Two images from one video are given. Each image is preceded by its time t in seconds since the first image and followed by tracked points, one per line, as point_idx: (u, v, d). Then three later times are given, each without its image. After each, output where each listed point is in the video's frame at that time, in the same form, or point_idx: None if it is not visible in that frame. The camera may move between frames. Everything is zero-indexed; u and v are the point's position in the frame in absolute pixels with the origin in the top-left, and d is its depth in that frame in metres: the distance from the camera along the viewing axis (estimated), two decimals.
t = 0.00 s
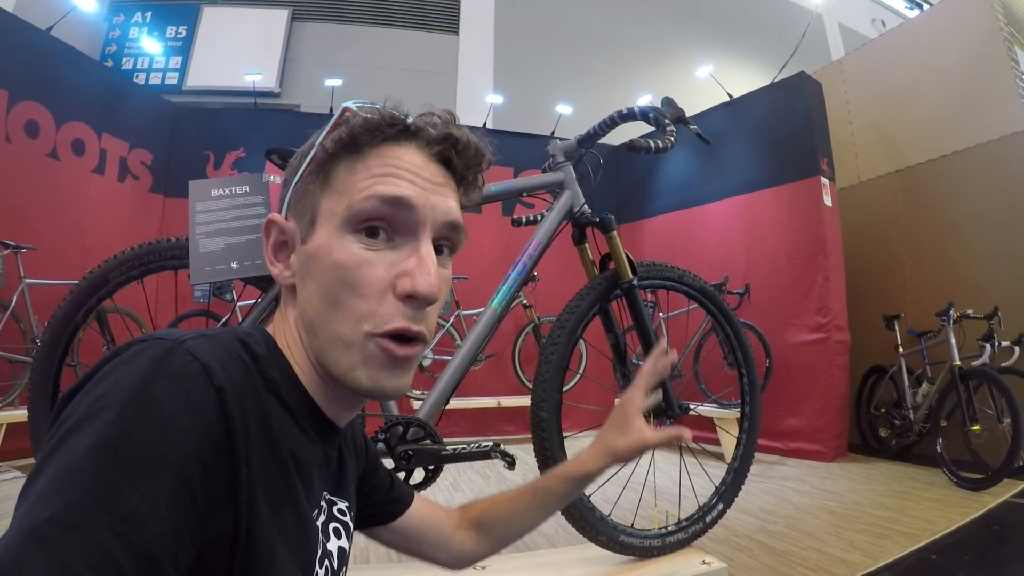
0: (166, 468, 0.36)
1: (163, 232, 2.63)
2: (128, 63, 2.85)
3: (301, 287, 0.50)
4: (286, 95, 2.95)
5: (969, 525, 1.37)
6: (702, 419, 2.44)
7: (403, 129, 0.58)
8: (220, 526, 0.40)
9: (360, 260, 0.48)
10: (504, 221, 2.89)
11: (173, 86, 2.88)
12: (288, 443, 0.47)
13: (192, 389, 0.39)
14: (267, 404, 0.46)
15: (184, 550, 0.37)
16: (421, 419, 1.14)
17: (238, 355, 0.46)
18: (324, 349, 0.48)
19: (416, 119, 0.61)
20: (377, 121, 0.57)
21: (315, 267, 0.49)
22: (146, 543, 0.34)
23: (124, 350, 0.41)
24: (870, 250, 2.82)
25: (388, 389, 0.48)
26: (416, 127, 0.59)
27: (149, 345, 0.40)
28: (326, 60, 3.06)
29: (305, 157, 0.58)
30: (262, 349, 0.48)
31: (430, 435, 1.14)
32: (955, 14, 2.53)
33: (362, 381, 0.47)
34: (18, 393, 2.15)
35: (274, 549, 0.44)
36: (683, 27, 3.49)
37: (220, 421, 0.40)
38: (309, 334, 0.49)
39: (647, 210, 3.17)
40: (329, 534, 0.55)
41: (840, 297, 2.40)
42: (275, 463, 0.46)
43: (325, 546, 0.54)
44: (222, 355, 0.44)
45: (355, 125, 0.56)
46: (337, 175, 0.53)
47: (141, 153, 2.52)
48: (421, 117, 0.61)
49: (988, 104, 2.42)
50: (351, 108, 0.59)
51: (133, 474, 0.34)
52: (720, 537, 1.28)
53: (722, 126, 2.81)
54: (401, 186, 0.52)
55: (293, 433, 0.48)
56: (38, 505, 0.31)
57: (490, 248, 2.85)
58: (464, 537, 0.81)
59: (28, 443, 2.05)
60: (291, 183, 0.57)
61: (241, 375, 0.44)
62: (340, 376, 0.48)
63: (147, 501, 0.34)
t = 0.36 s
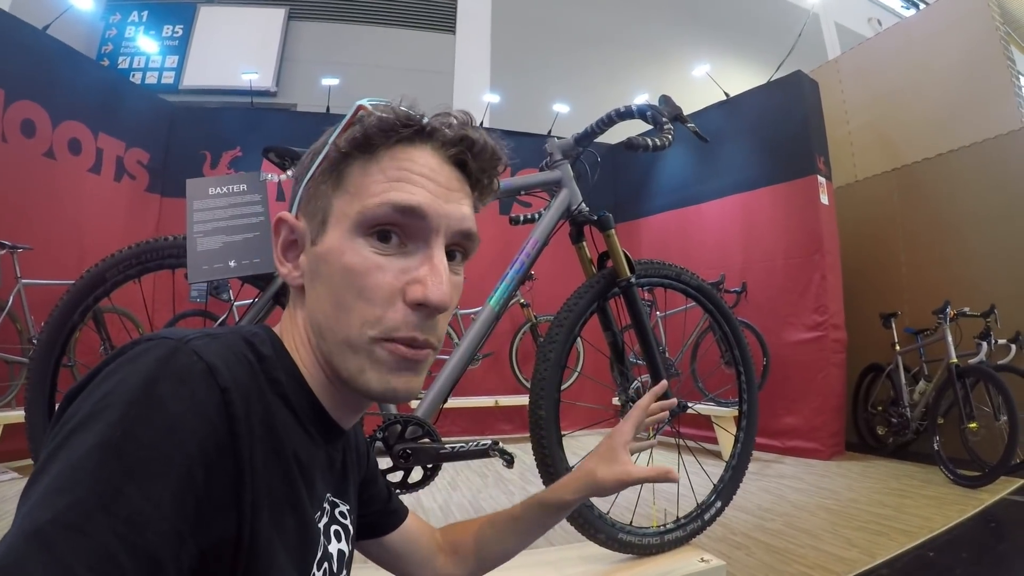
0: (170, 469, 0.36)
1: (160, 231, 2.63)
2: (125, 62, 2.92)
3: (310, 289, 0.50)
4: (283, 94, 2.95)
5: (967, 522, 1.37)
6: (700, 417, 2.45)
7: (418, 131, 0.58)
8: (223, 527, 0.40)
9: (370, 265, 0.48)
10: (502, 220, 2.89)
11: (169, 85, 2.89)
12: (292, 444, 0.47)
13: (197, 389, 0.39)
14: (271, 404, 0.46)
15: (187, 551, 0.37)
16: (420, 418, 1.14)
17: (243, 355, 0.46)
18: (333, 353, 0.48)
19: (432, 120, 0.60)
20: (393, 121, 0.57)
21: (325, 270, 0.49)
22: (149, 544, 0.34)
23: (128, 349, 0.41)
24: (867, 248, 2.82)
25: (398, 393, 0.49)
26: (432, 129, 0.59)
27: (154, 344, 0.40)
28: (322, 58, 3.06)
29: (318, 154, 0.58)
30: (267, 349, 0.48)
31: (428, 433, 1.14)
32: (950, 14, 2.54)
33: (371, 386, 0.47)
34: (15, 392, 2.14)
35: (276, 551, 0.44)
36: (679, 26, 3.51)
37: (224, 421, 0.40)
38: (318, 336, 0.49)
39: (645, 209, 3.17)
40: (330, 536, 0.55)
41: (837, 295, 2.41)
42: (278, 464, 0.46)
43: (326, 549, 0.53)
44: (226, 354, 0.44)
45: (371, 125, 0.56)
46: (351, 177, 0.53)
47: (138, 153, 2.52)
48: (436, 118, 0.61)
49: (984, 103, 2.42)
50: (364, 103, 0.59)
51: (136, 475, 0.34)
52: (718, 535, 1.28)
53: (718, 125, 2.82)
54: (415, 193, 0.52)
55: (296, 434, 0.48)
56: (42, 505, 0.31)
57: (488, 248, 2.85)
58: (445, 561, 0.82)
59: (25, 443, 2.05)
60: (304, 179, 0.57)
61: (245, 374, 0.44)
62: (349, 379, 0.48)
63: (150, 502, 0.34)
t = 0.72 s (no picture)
0: (168, 466, 0.36)
1: (158, 230, 2.63)
2: (124, 61, 2.93)
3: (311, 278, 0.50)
4: (281, 92, 2.95)
5: (965, 520, 1.37)
6: (699, 416, 2.44)
7: (416, 123, 0.58)
8: (220, 525, 0.40)
9: (374, 247, 0.49)
10: (501, 219, 2.90)
11: (168, 83, 2.90)
12: (290, 440, 0.47)
13: (195, 385, 0.39)
14: (270, 400, 0.46)
15: (185, 548, 0.37)
16: (419, 415, 1.14)
17: (241, 351, 0.46)
18: (337, 338, 0.48)
19: (428, 113, 0.61)
20: (391, 114, 0.57)
21: (328, 256, 0.49)
22: (146, 542, 0.34)
23: (126, 345, 0.41)
24: (866, 247, 2.82)
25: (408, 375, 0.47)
26: (429, 121, 0.59)
27: (152, 340, 0.40)
28: (321, 57, 3.06)
29: (318, 148, 0.58)
30: (267, 345, 0.48)
31: (427, 430, 1.14)
32: (948, 12, 2.55)
33: (377, 366, 0.47)
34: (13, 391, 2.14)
35: (273, 549, 0.44)
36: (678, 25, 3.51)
37: (221, 418, 0.40)
38: (319, 323, 0.49)
39: (643, 207, 3.17)
40: (328, 533, 0.55)
41: (835, 294, 2.40)
42: (276, 460, 0.46)
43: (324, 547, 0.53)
44: (224, 351, 0.44)
45: (370, 117, 0.56)
46: (351, 166, 0.53)
47: (137, 151, 2.52)
48: (433, 112, 0.62)
49: (982, 101, 2.42)
50: (363, 98, 0.59)
51: (134, 472, 0.34)
52: (716, 533, 1.28)
53: (716, 123, 2.82)
54: (415, 175, 0.53)
55: (295, 431, 0.48)
56: (38, 502, 0.31)
57: (486, 247, 2.85)
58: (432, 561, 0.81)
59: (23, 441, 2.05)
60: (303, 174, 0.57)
61: (244, 371, 0.44)
62: (353, 361, 0.47)
63: (147, 500, 0.34)
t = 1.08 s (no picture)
0: (166, 461, 0.36)
1: (159, 225, 2.63)
2: (127, 55, 2.93)
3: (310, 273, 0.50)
4: (285, 89, 2.95)
5: (961, 527, 1.38)
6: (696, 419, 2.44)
7: (412, 118, 0.59)
8: (219, 521, 0.40)
9: (371, 241, 0.48)
10: (501, 219, 2.90)
11: (171, 78, 2.90)
12: (288, 435, 0.47)
13: (193, 381, 0.39)
14: (267, 395, 0.46)
15: (184, 542, 0.37)
16: (419, 415, 1.14)
17: (238, 347, 0.46)
18: (333, 333, 0.48)
19: (424, 109, 0.61)
20: (388, 109, 0.57)
21: (326, 251, 0.49)
22: (145, 537, 0.34)
23: (123, 341, 0.41)
24: (864, 253, 2.82)
25: (403, 372, 0.48)
26: (425, 116, 0.59)
27: (150, 336, 0.40)
28: (325, 55, 3.07)
29: (315, 145, 0.58)
30: (263, 340, 0.49)
31: (427, 430, 1.14)
32: (951, 20, 2.55)
33: (372, 361, 0.47)
34: (11, 384, 2.14)
35: (274, 542, 0.44)
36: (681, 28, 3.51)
37: (219, 413, 0.40)
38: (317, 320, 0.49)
39: (643, 210, 3.18)
40: (328, 527, 0.55)
41: (834, 299, 2.41)
42: (275, 454, 0.46)
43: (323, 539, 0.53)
44: (222, 347, 0.44)
45: (367, 113, 0.56)
46: (349, 161, 0.53)
47: (139, 145, 2.52)
48: (429, 108, 0.62)
49: (983, 107, 2.43)
50: (361, 96, 0.59)
51: (132, 467, 0.34)
52: (712, 536, 1.28)
53: (718, 127, 2.83)
54: (412, 170, 0.53)
55: (292, 426, 0.48)
56: (36, 498, 0.31)
57: (486, 247, 2.85)
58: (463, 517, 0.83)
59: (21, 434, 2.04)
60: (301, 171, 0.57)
61: (241, 366, 0.44)
62: (349, 359, 0.47)
63: (146, 494, 0.34)
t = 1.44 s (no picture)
0: (167, 467, 0.36)
1: (156, 229, 2.62)
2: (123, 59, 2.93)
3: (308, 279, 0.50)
4: (282, 93, 2.95)
5: (960, 522, 1.38)
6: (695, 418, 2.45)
7: (412, 122, 0.59)
8: (220, 526, 0.40)
9: (368, 255, 0.49)
10: (498, 220, 2.91)
11: (168, 82, 2.90)
12: (288, 440, 0.47)
13: (193, 386, 0.39)
14: (268, 400, 0.46)
15: (184, 548, 0.37)
16: (417, 417, 1.14)
17: (240, 351, 0.46)
18: (330, 344, 0.48)
19: (426, 112, 0.61)
20: (388, 113, 0.58)
21: (323, 261, 0.49)
22: (146, 543, 0.34)
23: (124, 347, 0.41)
24: (861, 251, 2.83)
25: (390, 387, 0.48)
26: (426, 119, 0.60)
27: (150, 342, 0.40)
28: (322, 58, 3.07)
29: (315, 148, 0.59)
30: (265, 345, 0.49)
31: (426, 431, 1.14)
32: (946, 18, 2.56)
33: (365, 378, 0.47)
34: (10, 389, 2.14)
35: (273, 547, 0.44)
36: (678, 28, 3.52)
37: (220, 419, 0.40)
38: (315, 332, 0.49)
39: (641, 210, 3.18)
40: (329, 533, 0.54)
41: (831, 297, 2.42)
42: (275, 459, 0.46)
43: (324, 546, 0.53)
44: (223, 351, 0.44)
45: (365, 117, 0.56)
46: (347, 168, 0.53)
47: (136, 150, 2.51)
48: (431, 110, 0.62)
49: (978, 106, 2.44)
50: (362, 97, 0.60)
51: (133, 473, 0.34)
52: (712, 534, 1.28)
53: (714, 127, 2.83)
54: (411, 182, 0.52)
55: (293, 431, 0.48)
56: (38, 504, 0.31)
57: (484, 248, 2.86)
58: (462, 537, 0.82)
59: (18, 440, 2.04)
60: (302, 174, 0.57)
61: (243, 371, 0.44)
62: (344, 373, 0.48)
63: (147, 500, 0.34)
